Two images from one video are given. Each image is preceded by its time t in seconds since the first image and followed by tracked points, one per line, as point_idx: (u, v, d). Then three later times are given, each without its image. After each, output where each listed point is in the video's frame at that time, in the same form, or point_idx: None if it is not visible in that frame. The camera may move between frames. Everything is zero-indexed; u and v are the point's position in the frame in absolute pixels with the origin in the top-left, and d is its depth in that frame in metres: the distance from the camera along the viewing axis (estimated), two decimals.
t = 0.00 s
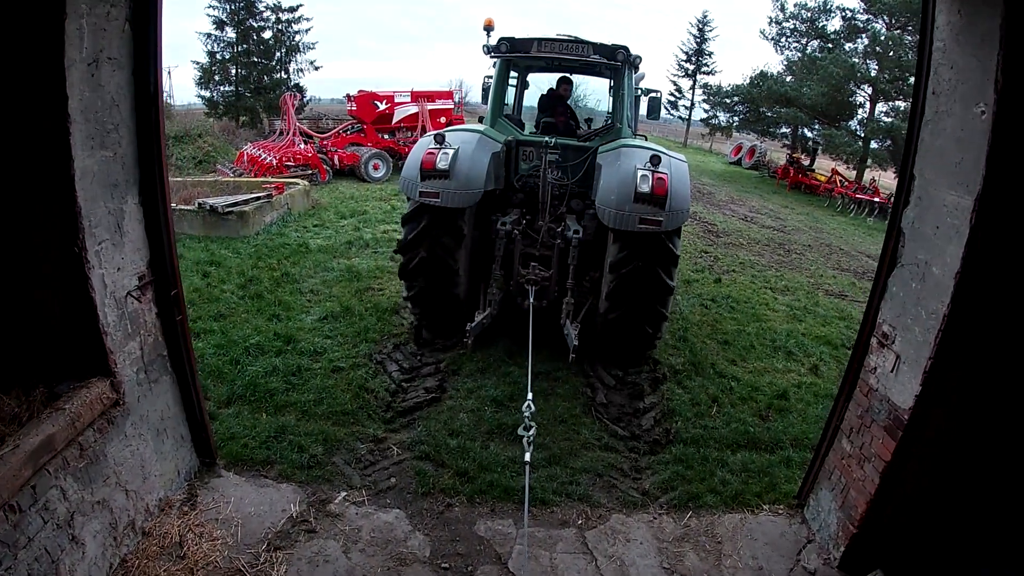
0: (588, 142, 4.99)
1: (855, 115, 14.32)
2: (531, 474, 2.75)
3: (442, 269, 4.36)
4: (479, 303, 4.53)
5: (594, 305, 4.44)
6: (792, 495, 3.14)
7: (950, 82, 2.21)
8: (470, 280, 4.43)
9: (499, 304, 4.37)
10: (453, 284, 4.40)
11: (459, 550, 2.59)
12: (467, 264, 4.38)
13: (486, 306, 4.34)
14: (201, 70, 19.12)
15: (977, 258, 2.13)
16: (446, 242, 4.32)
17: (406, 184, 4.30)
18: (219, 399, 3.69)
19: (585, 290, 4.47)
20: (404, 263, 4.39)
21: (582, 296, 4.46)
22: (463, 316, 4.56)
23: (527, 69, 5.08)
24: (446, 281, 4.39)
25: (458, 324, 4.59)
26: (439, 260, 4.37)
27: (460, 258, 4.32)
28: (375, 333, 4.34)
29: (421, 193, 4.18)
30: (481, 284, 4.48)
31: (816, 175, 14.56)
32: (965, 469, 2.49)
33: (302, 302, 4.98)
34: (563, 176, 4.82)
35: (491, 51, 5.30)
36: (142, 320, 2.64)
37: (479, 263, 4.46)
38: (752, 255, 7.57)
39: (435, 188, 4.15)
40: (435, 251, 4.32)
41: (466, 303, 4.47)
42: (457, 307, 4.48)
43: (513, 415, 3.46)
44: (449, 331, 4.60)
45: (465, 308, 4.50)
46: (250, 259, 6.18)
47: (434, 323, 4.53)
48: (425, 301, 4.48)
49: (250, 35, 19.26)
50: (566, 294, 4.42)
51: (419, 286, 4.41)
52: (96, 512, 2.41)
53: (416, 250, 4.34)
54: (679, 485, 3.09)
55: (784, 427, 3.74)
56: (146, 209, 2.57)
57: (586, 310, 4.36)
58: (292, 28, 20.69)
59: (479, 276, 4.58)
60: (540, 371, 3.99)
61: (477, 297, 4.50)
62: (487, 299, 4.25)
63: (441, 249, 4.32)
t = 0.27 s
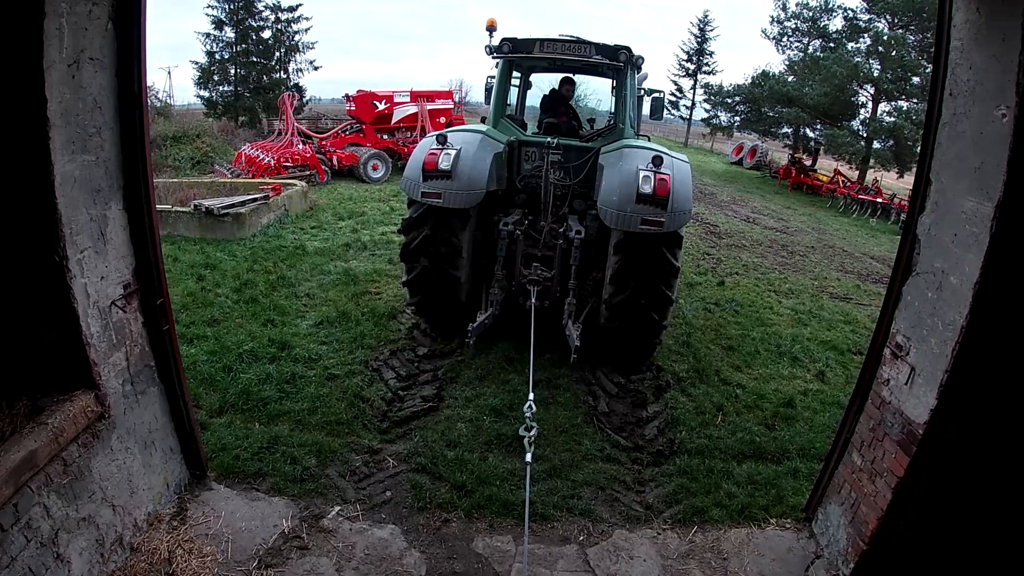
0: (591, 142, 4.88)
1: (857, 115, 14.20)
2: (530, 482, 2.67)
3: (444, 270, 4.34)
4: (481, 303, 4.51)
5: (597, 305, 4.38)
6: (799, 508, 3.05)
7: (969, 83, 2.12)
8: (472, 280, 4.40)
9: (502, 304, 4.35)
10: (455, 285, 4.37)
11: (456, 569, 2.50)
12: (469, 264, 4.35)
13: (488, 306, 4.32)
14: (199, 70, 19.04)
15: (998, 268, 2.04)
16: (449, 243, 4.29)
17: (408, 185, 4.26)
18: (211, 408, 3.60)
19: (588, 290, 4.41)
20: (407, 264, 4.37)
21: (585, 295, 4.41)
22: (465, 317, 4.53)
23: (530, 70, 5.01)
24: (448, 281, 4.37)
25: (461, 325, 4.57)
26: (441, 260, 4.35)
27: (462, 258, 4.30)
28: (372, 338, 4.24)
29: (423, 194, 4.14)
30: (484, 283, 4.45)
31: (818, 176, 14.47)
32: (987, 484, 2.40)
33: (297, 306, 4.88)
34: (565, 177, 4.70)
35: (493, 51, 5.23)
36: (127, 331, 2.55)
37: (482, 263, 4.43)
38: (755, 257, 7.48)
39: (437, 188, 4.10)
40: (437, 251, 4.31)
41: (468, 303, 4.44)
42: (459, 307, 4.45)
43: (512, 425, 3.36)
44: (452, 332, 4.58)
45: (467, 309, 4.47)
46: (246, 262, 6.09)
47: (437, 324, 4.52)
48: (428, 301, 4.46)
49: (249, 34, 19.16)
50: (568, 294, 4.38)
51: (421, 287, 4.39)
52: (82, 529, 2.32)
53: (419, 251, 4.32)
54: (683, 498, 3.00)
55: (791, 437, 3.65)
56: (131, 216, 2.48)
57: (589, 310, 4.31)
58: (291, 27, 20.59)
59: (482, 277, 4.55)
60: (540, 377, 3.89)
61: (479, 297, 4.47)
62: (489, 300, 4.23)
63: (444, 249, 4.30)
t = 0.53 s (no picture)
0: (593, 141, 4.78)
1: (859, 115, 14.05)
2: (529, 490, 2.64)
3: (446, 271, 4.33)
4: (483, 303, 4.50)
5: (599, 305, 4.37)
6: (808, 522, 2.95)
7: (988, 85, 2.03)
8: (474, 280, 4.39)
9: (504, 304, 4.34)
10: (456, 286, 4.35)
11: None
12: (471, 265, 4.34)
13: (489, 306, 4.31)
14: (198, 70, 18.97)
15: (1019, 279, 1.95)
16: (451, 243, 4.28)
17: (410, 185, 4.26)
18: (203, 418, 3.51)
19: (590, 289, 4.39)
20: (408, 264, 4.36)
21: (587, 295, 4.40)
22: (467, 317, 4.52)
23: (532, 69, 4.93)
24: (450, 282, 4.35)
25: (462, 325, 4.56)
26: (443, 261, 4.34)
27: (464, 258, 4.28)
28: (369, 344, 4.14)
29: (425, 194, 4.13)
30: (486, 284, 4.44)
31: (820, 175, 14.38)
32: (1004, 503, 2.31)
33: (293, 311, 4.79)
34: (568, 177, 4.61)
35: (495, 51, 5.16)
36: (112, 342, 2.46)
37: (484, 263, 4.42)
38: (758, 258, 7.39)
39: (439, 188, 4.09)
40: (438, 251, 4.29)
41: (470, 304, 4.43)
42: (461, 307, 4.44)
43: (512, 435, 3.27)
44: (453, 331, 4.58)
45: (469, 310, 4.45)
46: (242, 266, 6.00)
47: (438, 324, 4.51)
48: (430, 301, 4.45)
49: (248, 34, 19.05)
50: (570, 294, 4.38)
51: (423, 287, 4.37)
52: (68, 547, 2.24)
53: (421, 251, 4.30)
54: (688, 512, 2.91)
55: (798, 446, 3.56)
56: (115, 223, 2.39)
57: (591, 310, 4.30)
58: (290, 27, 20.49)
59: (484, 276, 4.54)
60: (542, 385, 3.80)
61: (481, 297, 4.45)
62: (491, 300, 4.22)
63: (446, 250, 4.29)
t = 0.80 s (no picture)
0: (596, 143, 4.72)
1: (861, 115, 13.97)
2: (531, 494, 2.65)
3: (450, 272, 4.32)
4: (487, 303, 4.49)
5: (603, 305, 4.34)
6: (818, 536, 2.86)
7: (1011, 86, 1.94)
8: (477, 281, 4.37)
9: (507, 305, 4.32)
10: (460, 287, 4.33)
11: None
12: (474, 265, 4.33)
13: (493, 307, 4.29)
14: (197, 71, 18.88)
15: None
16: (454, 243, 4.26)
17: (413, 186, 4.24)
18: (196, 428, 3.42)
19: (594, 290, 4.35)
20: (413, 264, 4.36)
21: (591, 295, 4.36)
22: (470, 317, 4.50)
23: (535, 70, 4.83)
24: (453, 282, 4.34)
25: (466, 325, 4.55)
26: (447, 261, 4.33)
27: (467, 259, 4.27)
28: (366, 351, 4.04)
29: (429, 195, 4.12)
30: (489, 284, 4.42)
31: (822, 176, 14.29)
32: None
33: (289, 317, 4.70)
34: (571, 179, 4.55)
35: (497, 52, 5.07)
36: (96, 355, 2.36)
37: (487, 264, 4.40)
38: (762, 261, 7.29)
39: (443, 190, 4.09)
40: (442, 251, 4.28)
41: (473, 304, 4.43)
42: (464, 308, 4.44)
43: (513, 446, 3.17)
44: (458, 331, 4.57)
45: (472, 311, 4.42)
46: (238, 269, 5.91)
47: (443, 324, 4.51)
48: (434, 301, 4.45)
49: (247, 34, 18.95)
50: (574, 294, 4.35)
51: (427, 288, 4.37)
52: (53, 569, 2.14)
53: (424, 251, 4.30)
54: (695, 528, 2.82)
55: (806, 457, 3.47)
56: (98, 232, 2.30)
57: (594, 311, 4.26)
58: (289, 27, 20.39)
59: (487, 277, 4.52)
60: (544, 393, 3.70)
61: (485, 298, 4.44)
62: (494, 301, 4.21)
63: (449, 250, 4.28)
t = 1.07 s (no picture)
0: (602, 144, 4.68)
1: (866, 116, 13.83)
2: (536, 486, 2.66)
3: (455, 274, 4.28)
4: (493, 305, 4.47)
5: (610, 306, 4.31)
6: (833, 557, 2.74)
7: None
8: (483, 282, 4.35)
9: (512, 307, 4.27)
10: (466, 289, 4.31)
11: None
12: (480, 267, 4.30)
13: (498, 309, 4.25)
14: (197, 70, 18.78)
15: None
16: (460, 245, 4.23)
17: (419, 188, 4.19)
18: (188, 441, 3.32)
19: (600, 291, 4.32)
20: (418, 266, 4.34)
21: (597, 296, 4.32)
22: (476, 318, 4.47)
23: (541, 71, 4.70)
24: (459, 283, 4.31)
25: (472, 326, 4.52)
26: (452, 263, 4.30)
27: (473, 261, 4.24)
28: (365, 359, 3.93)
29: (434, 197, 4.08)
30: (495, 286, 4.39)
31: (825, 178, 14.18)
32: None
33: (286, 323, 4.59)
34: (577, 180, 4.57)
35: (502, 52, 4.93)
36: (81, 371, 2.25)
37: (493, 265, 4.37)
38: (768, 264, 7.18)
39: (448, 191, 4.04)
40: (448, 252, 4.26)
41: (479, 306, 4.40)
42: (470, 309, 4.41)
43: (517, 461, 3.06)
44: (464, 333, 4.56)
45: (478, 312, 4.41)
46: (234, 273, 5.80)
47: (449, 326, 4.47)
48: (440, 303, 4.43)
49: (247, 34, 18.83)
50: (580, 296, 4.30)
51: (434, 289, 4.34)
52: None
53: (431, 253, 4.27)
54: (706, 548, 2.70)
55: (819, 471, 3.36)
56: (82, 241, 2.19)
57: (600, 312, 4.24)
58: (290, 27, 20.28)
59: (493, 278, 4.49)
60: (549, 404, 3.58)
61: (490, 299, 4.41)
62: (500, 302, 4.17)
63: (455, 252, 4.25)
